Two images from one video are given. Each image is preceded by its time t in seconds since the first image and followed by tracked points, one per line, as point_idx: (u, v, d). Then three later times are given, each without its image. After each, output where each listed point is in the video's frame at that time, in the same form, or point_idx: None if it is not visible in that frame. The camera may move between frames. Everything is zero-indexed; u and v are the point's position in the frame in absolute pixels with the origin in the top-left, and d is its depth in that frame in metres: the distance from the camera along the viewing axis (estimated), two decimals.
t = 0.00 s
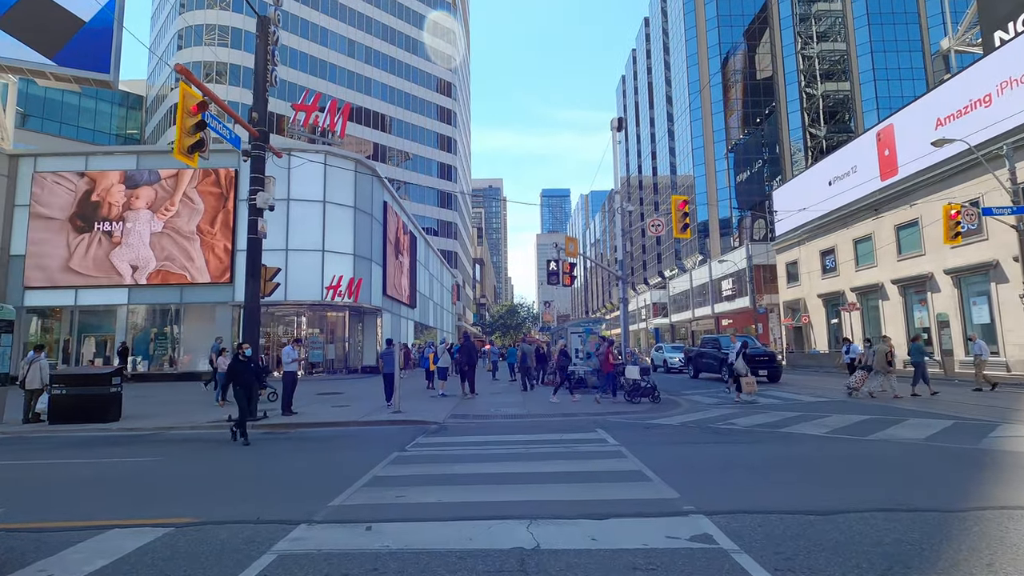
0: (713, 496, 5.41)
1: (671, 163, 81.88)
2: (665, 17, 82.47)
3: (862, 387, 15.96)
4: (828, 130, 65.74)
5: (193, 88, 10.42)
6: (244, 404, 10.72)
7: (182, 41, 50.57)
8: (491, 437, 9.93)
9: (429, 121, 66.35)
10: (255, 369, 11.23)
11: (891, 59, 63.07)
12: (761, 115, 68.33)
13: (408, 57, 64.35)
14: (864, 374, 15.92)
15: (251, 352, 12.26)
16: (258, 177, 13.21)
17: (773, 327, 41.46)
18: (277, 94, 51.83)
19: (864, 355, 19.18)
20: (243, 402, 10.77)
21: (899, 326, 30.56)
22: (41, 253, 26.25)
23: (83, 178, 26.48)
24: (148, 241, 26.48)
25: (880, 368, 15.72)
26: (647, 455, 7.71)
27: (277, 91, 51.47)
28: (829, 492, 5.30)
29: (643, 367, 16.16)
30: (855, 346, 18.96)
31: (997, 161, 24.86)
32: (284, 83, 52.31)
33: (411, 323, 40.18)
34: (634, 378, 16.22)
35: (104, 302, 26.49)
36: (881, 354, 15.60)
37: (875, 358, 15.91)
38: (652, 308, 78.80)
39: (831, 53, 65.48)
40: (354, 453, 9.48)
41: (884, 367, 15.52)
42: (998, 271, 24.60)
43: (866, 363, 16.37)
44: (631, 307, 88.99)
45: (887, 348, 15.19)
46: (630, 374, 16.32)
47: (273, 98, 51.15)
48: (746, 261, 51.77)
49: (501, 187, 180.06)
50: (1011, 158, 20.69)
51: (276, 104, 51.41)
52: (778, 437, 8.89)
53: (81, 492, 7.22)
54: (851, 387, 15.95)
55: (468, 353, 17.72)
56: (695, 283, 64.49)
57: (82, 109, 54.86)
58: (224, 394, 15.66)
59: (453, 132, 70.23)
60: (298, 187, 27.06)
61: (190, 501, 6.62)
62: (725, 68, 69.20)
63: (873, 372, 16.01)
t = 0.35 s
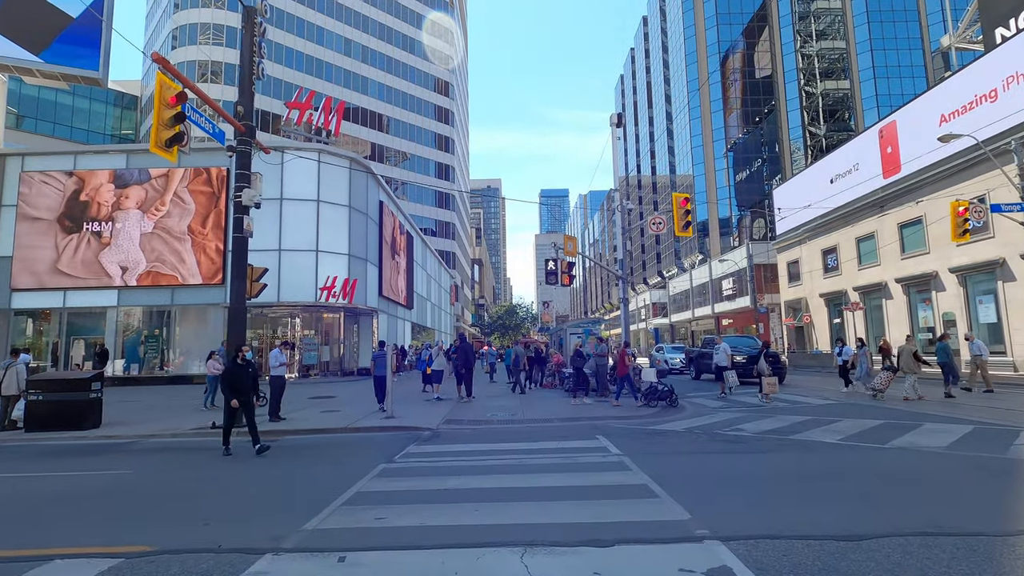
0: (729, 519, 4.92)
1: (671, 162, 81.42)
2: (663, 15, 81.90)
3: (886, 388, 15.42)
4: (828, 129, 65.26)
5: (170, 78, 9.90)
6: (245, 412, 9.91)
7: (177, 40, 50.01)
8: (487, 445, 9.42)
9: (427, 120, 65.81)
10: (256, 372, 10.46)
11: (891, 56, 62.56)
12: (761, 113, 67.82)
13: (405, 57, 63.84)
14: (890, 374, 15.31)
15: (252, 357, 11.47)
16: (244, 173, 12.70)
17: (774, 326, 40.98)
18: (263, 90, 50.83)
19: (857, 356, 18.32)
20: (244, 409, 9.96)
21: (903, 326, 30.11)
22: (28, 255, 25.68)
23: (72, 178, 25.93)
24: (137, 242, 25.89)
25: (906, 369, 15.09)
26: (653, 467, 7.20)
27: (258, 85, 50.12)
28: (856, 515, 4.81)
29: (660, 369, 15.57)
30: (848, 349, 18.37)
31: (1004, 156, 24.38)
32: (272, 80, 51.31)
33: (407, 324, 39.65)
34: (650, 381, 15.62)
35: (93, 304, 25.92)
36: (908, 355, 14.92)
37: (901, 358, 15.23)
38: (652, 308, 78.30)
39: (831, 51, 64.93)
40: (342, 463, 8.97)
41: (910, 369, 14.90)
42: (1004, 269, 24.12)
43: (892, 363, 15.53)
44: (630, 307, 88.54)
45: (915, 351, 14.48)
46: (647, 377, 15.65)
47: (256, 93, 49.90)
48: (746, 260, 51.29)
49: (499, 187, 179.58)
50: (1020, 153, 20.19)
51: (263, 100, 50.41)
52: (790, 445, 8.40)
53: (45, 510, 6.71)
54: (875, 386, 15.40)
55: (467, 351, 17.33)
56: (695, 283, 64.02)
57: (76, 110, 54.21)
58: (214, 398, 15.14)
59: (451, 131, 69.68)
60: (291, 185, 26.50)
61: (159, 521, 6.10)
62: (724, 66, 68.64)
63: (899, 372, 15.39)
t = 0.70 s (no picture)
0: (744, 545, 4.41)
1: (672, 160, 80.84)
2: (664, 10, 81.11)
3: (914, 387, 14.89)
4: (830, 125, 64.54)
5: (146, 62, 9.35)
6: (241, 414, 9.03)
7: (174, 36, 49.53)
8: (480, 448, 8.94)
9: (426, 118, 65.26)
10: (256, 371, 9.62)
11: (894, 52, 61.86)
12: (763, 110, 67.12)
13: (404, 53, 63.28)
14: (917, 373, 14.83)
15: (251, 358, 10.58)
16: (228, 165, 12.18)
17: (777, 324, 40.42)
18: (250, 84, 49.82)
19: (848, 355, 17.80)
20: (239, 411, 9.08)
21: (909, 323, 29.56)
22: (18, 252, 25.23)
23: (62, 174, 25.42)
24: (128, 239, 25.40)
25: (934, 367, 14.60)
26: (658, 475, 6.67)
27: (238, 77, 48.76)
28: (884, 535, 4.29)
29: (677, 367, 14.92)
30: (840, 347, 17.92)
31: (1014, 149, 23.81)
32: (261, 74, 50.33)
33: (406, 323, 39.21)
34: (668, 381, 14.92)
35: (84, 303, 25.46)
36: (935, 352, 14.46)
37: (928, 356, 14.75)
38: (653, 306, 77.79)
39: (834, 47, 64.08)
40: (324, 468, 8.47)
41: (938, 367, 14.41)
42: (1014, 265, 23.56)
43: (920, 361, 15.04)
44: (631, 305, 87.99)
45: (943, 346, 14.03)
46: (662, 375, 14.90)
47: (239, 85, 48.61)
48: (748, 257, 50.71)
49: (499, 186, 179.08)
50: None
51: (249, 94, 49.40)
52: (802, 449, 7.88)
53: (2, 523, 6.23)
54: (903, 387, 14.89)
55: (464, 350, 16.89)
56: (697, 281, 63.45)
57: (73, 107, 53.67)
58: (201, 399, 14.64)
59: (450, 128, 69.09)
60: (285, 181, 25.99)
61: (120, 541, 5.59)
62: (726, 62, 67.91)
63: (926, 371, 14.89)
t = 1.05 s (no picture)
0: (762, 572, 3.94)
1: (674, 161, 80.35)
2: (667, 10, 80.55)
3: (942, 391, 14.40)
4: (834, 126, 64.03)
5: (124, 45, 8.90)
6: (237, 422, 8.11)
7: (173, 33, 49.13)
8: (473, 454, 8.44)
9: (427, 116, 64.86)
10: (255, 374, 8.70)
11: (898, 53, 61.32)
12: (766, 110, 66.59)
13: (405, 52, 62.83)
14: (947, 376, 14.33)
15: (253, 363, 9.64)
16: (216, 156, 11.73)
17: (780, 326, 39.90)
18: (250, 81, 49.24)
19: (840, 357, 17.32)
20: (235, 418, 8.16)
21: (915, 326, 29.04)
22: (9, 249, 24.80)
23: (55, 169, 24.97)
24: (121, 235, 24.95)
25: (964, 370, 14.08)
26: (663, 487, 6.17)
27: (235, 73, 48.14)
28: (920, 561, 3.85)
29: (696, 370, 14.17)
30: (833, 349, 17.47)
31: None
32: (260, 71, 49.76)
33: (405, 322, 38.79)
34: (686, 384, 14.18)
35: (75, 300, 25.02)
36: (965, 355, 13.95)
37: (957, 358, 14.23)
38: (654, 307, 77.30)
39: (838, 47, 63.54)
40: (307, 475, 7.98)
41: (969, 370, 13.89)
42: None
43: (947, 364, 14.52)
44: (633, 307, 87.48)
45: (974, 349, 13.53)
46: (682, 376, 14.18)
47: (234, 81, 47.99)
48: (752, 258, 50.19)
49: (500, 187, 178.46)
50: None
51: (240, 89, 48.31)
52: (817, 459, 7.38)
53: None
54: (931, 391, 14.43)
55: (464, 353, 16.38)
56: (699, 282, 62.93)
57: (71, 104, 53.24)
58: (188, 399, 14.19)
59: (452, 127, 68.65)
60: (281, 177, 25.55)
61: (75, 561, 5.11)
62: (729, 62, 67.41)
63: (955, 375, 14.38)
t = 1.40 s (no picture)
0: None
1: (680, 159, 79.59)
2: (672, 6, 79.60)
3: (981, 391, 13.78)
4: (841, 122, 63.10)
5: (103, 28, 8.37)
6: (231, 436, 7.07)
7: (175, 31, 48.83)
8: (474, 462, 7.92)
9: (430, 115, 64.34)
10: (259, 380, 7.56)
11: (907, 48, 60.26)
12: (773, 107, 65.71)
13: (408, 50, 62.31)
14: (985, 377, 13.69)
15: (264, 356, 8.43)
16: (205, 149, 11.24)
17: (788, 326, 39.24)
18: (252, 79, 48.86)
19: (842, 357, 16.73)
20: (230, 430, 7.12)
21: (928, 325, 28.35)
22: (5, 248, 24.46)
23: (51, 167, 24.61)
24: (119, 233, 24.58)
25: (1005, 370, 13.46)
26: (679, 503, 5.62)
27: (236, 71, 47.79)
28: None
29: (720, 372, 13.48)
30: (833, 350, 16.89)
31: None
32: (262, 68, 49.38)
33: (407, 321, 38.31)
34: (709, 387, 13.47)
35: (73, 300, 24.65)
36: (1006, 353, 13.36)
37: (997, 358, 13.60)
38: (660, 306, 76.59)
39: (845, 43, 62.56)
40: (294, 485, 7.46)
41: (1011, 370, 13.28)
42: None
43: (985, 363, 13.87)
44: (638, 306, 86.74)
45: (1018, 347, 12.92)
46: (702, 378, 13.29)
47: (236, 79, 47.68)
48: (759, 256, 49.46)
49: (504, 186, 177.93)
50: None
51: (242, 86, 47.97)
52: (844, 470, 6.81)
53: None
54: (969, 392, 13.78)
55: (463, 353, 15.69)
56: (705, 281, 62.19)
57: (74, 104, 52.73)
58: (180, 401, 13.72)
59: (455, 126, 68.15)
60: (280, 174, 25.10)
61: None
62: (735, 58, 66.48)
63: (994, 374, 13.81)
